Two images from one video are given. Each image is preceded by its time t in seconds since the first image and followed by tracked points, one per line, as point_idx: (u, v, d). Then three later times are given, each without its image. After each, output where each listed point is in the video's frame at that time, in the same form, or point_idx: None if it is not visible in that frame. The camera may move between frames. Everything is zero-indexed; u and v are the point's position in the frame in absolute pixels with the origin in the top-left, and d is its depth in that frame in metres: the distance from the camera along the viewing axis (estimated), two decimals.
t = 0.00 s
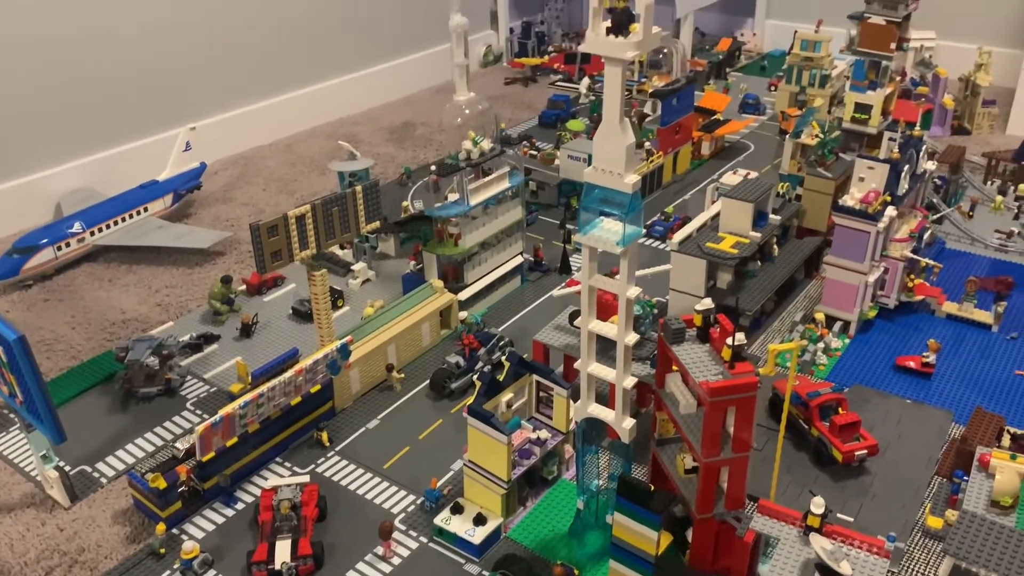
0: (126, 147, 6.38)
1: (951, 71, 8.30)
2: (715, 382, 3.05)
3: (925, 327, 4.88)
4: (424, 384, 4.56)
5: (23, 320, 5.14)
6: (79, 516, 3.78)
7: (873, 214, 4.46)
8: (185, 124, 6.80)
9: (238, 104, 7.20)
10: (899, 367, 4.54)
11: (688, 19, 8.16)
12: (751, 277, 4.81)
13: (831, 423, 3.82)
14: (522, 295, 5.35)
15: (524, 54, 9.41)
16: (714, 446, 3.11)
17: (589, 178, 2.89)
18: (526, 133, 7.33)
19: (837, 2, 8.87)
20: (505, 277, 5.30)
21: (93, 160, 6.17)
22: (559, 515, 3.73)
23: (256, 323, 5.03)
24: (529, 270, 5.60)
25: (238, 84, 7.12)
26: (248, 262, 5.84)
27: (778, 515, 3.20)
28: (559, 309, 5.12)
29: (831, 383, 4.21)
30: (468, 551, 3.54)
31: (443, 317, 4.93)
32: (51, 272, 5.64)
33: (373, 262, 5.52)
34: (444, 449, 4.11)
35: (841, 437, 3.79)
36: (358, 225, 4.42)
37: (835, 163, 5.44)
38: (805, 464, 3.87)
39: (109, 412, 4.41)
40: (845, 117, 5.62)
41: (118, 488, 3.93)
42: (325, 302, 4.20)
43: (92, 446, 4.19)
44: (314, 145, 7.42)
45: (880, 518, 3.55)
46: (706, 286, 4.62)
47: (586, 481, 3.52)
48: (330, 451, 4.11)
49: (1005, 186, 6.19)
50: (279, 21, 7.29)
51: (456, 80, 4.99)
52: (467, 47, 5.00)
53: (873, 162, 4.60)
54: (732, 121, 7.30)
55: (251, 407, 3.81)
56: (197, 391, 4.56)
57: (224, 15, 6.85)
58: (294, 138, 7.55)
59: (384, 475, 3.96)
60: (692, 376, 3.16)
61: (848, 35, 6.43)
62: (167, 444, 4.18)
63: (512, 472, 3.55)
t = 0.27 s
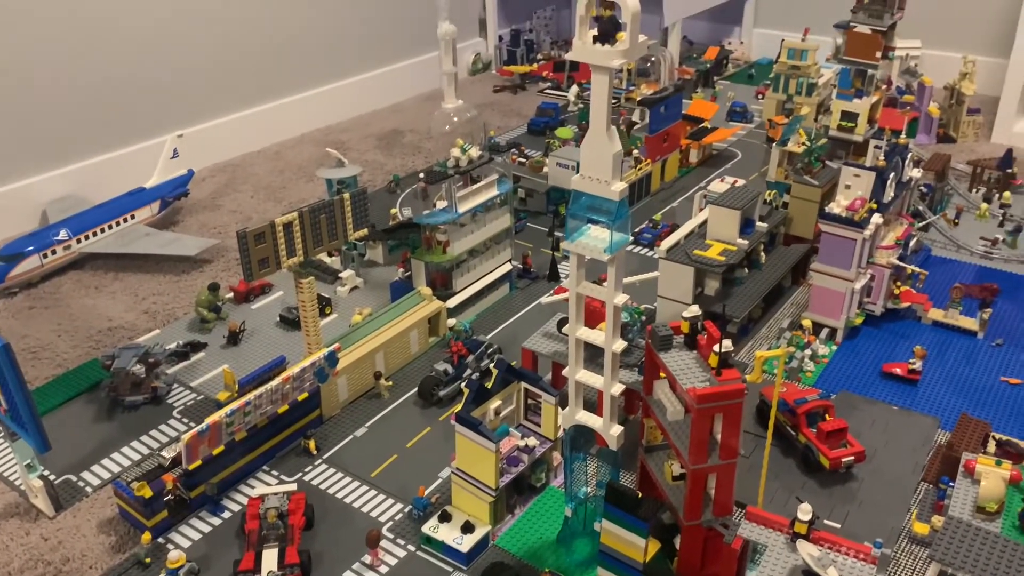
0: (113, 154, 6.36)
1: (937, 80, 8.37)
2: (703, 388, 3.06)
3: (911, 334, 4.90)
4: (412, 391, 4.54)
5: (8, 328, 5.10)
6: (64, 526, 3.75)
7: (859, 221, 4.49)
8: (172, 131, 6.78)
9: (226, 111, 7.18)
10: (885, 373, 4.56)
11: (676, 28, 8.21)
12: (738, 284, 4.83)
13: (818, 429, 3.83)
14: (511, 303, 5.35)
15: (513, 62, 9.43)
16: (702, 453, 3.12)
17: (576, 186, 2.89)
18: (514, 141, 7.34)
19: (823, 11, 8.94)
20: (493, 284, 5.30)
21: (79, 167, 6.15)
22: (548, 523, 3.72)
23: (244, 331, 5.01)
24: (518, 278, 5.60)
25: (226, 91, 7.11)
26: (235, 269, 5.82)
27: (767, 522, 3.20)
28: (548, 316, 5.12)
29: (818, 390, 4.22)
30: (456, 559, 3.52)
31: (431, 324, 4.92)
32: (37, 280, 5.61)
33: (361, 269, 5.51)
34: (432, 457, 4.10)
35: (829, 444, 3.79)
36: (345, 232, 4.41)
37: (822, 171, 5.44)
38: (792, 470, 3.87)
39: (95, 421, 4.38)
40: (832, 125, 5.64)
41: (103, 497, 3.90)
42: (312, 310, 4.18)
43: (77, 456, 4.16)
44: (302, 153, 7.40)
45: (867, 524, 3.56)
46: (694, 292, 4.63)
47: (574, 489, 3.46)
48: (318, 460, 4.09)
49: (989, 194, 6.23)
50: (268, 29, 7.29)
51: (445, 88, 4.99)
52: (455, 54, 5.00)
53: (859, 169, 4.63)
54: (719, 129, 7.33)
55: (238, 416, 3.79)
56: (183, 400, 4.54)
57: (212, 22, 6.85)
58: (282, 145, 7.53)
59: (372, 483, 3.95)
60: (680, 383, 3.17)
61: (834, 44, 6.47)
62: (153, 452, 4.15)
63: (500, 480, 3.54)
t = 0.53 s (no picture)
0: (95, 158, 6.34)
1: (916, 87, 8.46)
2: (683, 392, 3.09)
3: (890, 338, 4.96)
4: (395, 396, 4.55)
5: None
6: (44, 531, 3.73)
7: (838, 227, 4.54)
8: (155, 135, 6.76)
9: (209, 115, 7.17)
10: (864, 377, 4.61)
11: (658, 34, 8.26)
12: (719, 289, 4.88)
13: (797, 433, 3.86)
14: (495, 307, 5.36)
15: (497, 67, 9.47)
16: (682, 456, 3.14)
17: (558, 192, 2.91)
18: (497, 146, 7.36)
19: (804, 19, 9.02)
20: (477, 289, 5.31)
21: (61, 170, 6.12)
22: (530, 526, 3.74)
23: (227, 335, 5.00)
24: (501, 282, 5.61)
25: (209, 95, 7.10)
26: (218, 273, 5.81)
27: (746, 525, 3.27)
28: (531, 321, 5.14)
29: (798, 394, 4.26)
30: (439, 563, 3.53)
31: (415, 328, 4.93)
32: (18, 284, 5.58)
33: (345, 273, 5.52)
34: (415, 462, 4.11)
35: (808, 447, 3.83)
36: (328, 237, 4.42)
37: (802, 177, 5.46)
38: (772, 473, 3.91)
39: (76, 425, 4.36)
40: (812, 132, 5.79)
41: (84, 502, 3.89)
42: (295, 314, 4.19)
43: (57, 460, 4.14)
44: (286, 157, 7.40)
45: (846, 526, 3.60)
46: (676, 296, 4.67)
47: (556, 491, 3.52)
48: (300, 464, 4.10)
49: (967, 200, 6.31)
50: (252, 33, 7.29)
51: (428, 93, 5.01)
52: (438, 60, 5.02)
53: (839, 176, 4.68)
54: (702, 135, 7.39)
55: (220, 420, 3.79)
56: (165, 405, 4.52)
57: (196, 27, 6.84)
58: (266, 149, 7.53)
59: (355, 487, 3.96)
60: (660, 387, 3.19)
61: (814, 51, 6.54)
62: (134, 457, 4.14)
63: (483, 484, 3.56)
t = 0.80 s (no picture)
0: (68, 164, 6.30)
1: (885, 95, 8.59)
2: (651, 398, 3.13)
3: (857, 344, 5.04)
4: (368, 402, 4.57)
5: None
6: (13, 540, 3.71)
7: (806, 234, 4.61)
8: (129, 141, 6.73)
9: (183, 121, 7.14)
10: (832, 382, 4.69)
11: (633, 43, 8.34)
12: (690, 295, 4.94)
13: (766, 437, 3.92)
14: (469, 313, 5.38)
15: (474, 74, 9.51)
16: (650, 461, 3.18)
17: (528, 200, 2.94)
18: (473, 153, 7.39)
19: (777, 28, 9.14)
20: (451, 295, 5.33)
21: (33, 176, 6.08)
22: (502, 532, 3.76)
23: (200, 342, 4.99)
24: (476, 288, 5.64)
25: (184, 101, 7.08)
26: (192, 280, 5.80)
27: (715, 529, 3.30)
28: (505, 327, 5.16)
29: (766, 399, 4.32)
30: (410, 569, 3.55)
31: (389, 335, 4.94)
32: None
33: (319, 280, 5.52)
34: (387, 469, 4.12)
35: (775, 452, 3.89)
36: (301, 244, 4.43)
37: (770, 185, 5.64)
38: (741, 478, 3.97)
39: (46, 433, 4.34)
40: (783, 139, 5.50)
41: (53, 510, 3.87)
42: (268, 321, 4.19)
43: (27, 469, 4.12)
44: (261, 163, 7.39)
45: (812, 529, 3.66)
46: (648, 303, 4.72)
47: (527, 497, 3.54)
48: (272, 471, 4.10)
49: (934, 207, 6.42)
50: (227, 39, 7.28)
51: (402, 101, 5.03)
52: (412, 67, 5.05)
53: (807, 184, 4.76)
54: (675, 143, 7.46)
55: (191, 427, 3.79)
56: (137, 412, 4.51)
57: (170, 33, 6.83)
58: (241, 155, 7.51)
59: (327, 494, 3.97)
60: (628, 393, 3.23)
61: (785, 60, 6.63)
62: (105, 464, 4.12)
63: (454, 490, 3.58)
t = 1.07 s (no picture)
0: (36, 171, 6.22)
1: (855, 101, 8.70)
2: (624, 401, 3.14)
3: (828, 346, 5.08)
4: (342, 410, 4.54)
5: None
6: None
7: (777, 238, 4.65)
8: (99, 148, 6.65)
9: (155, 127, 7.07)
10: (804, 384, 4.72)
11: (606, 49, 8.38)
12: (664, 299, 4.96)
13: (738, 440, 3.94)
14: (444, 319, 5.36)
15: (448, 80, 9.51)
16: (624, 464, 3.19)
17: (498, 205, 2.94)
18: (447, 159, 7.38)
19: (748, 35, 9.22)
20: (425, 301, 5.30)
21: (0, 184, 5.98)
22: (476, 538, 3.75)
23: (171, 350, 4.94)
24: (450, 294, 5.62)
25: (155, 107, 7.01)
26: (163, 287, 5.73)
27: (688, 532, 3.35)
28: (479, 332, 5.13)
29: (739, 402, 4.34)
30: None
31: (362, 341, 4.92)
32: None
33: (292, 287, 5.49)
34: (360, 476, 4.09)
35: (748, 454, 3.91)
36: (272, 250, 4.40)
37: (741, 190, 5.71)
38: (714, 480, 3.98)
39: (13, 444, 4.27)
40: (755, 145, 5.56)
41: (21, 522, 3.81)
42: (239, 328, 4.15)
43: None
44: (233, 170, 7.33)
45: (785, 531, 3.68)
46: (621, 306, 4.75)
47: (501, 503, 3.53)
48: (244, 480, 4.06)
49: (904, 211, 6.49)
50: (199, 45, 7.23)
51: (374, 107, 5.02)
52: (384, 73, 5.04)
53: (777, 189, 4.81)
54: (649, 148, 7.51)
55: (161, 436, 3.75)
56: (107, 421, 4.44)
57: (141, 39, 6.77)
58: (213, 162, 7.45)
59: (300, 502, 3.94)
60: (601, 397, 3.24)
61: (756, 66, 6.69)
62: (74, 475, 4.06)
63: (428, 497, 3.56)
